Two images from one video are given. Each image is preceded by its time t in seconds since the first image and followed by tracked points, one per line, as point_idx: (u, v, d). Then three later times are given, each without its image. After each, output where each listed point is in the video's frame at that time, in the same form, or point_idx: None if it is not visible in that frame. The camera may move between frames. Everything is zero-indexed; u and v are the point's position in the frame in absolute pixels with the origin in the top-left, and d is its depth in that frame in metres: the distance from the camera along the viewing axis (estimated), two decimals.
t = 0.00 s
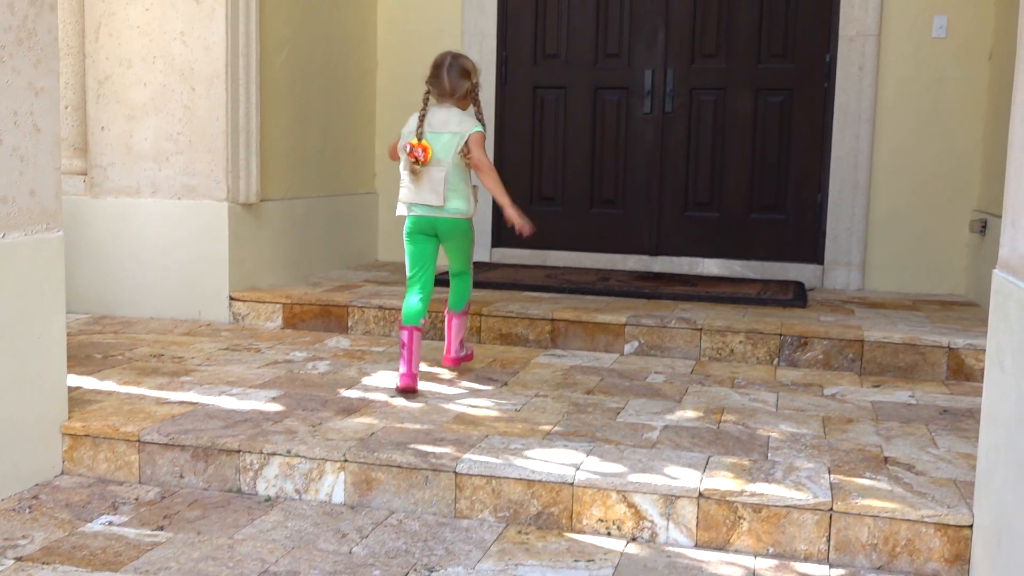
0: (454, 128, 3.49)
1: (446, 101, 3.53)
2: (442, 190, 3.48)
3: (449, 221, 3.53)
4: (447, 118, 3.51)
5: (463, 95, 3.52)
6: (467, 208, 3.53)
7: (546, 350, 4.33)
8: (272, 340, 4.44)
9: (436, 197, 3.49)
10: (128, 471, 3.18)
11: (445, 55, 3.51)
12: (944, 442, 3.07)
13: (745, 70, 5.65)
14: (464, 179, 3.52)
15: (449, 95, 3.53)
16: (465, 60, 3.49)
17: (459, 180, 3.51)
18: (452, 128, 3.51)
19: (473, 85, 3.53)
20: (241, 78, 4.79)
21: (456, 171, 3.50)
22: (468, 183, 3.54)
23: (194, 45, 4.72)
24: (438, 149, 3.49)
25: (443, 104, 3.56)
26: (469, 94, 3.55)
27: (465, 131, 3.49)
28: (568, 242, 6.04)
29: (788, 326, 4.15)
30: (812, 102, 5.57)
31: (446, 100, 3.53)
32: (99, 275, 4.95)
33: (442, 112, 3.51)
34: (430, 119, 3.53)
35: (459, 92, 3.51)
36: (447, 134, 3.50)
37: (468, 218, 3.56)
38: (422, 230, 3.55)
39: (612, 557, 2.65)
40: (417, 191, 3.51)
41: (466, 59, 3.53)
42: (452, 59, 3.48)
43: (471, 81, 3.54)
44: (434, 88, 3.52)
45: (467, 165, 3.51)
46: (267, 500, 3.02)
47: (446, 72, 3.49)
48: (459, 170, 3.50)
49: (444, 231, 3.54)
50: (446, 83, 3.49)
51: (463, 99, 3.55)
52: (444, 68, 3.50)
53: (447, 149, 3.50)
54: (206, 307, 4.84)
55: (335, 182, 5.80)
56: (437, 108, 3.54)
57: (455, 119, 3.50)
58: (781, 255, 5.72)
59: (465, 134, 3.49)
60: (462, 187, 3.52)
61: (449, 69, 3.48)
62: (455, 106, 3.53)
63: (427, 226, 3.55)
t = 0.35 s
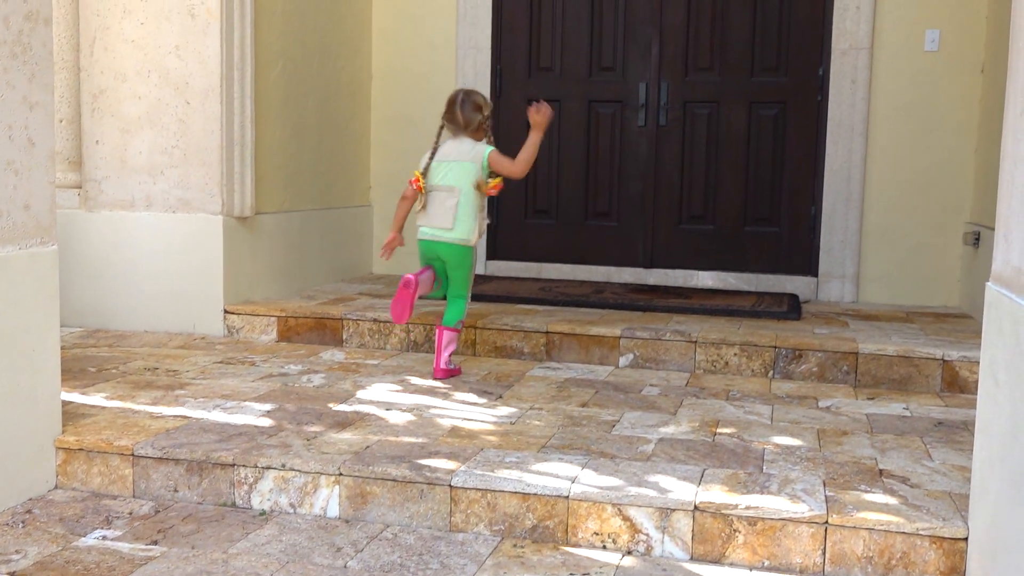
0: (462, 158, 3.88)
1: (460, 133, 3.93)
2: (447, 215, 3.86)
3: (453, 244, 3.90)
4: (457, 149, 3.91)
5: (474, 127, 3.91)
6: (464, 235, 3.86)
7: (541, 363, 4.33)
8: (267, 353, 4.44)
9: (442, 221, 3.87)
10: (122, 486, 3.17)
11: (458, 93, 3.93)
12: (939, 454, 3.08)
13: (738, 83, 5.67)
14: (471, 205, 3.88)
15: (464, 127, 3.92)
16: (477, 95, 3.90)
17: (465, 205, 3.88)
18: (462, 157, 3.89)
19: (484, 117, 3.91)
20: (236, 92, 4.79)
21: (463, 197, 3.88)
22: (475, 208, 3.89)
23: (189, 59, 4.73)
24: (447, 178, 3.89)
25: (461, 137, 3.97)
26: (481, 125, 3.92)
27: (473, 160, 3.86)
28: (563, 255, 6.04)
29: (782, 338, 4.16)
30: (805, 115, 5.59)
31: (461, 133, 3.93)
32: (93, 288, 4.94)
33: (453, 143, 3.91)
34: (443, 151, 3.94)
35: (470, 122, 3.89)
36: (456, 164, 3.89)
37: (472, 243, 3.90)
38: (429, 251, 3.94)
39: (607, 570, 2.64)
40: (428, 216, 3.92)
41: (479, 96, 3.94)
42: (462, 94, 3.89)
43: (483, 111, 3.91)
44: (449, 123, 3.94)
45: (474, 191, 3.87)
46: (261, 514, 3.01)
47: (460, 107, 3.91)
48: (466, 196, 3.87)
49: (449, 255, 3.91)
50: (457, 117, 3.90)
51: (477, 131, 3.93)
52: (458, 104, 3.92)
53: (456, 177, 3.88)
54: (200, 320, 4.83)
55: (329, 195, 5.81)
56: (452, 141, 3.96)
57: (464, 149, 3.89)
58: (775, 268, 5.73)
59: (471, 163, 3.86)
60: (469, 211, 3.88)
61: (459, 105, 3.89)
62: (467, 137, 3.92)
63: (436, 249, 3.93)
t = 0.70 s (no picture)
0: (483, 127, 4.34)
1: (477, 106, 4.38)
2: (470, 176, 4.30)
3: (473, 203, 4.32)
4: (477, 119, 4.36)
5: (487, 100, 4.36)
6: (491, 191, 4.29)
7: (539, 372, 4.33)
8: (265, 362, 4.44)
9: (465, 182, 4.30)
10: (120, 495, 3.17)
11: (472, 71, 4.37)
12: (937, 464, 3.08)
13: (736, 93, 5.69)
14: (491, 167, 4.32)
15: (478, 100, 4.37)
16: (488, 73, 4.35)
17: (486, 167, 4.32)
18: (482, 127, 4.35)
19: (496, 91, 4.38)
20: (235, 102, 4.80)
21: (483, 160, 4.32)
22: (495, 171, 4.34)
23: (188, 69, 4.74)
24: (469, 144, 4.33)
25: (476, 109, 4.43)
26: (490, 99, 4.39)
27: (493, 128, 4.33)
28: (560, 264, 6.05)
29: (781, 347, 4.16)
30: (803, 125, 5.60)
31: (476, 105, 4.39)
32: (92, 297, 4.94)
33: (472, 115, 4.36)
34: (462, 121, 4.38)
35: (483, 96, 4.35)
36: (477, 133, 4.34)
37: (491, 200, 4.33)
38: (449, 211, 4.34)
39: None
40: (452, 178, 4.32)
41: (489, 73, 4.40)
42: (477, 72, 4.33)
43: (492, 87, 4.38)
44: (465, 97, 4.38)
45: (494, 156, 4.33)
46: (260, 523, 3.01)
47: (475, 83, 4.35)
48: (487, 159, 4.31)
49: (467, 213, 4.32)
50: (474, 91, 4.34)
51: (489, 103, 4.38)
52: (469, 81, 4.37)
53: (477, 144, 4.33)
54: (199, 329, 4.83)
55: (328, 204, 5.82)
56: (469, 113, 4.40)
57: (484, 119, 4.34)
58: (773, 277, 5.73)
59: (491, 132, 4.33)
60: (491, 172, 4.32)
61: (475, 80, 4.33)
62: (483, 108, 4.38)
63: (458, 212, 4.34)
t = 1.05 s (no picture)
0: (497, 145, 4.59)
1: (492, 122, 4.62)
2: (487, 196, 4.59)
3: (493, 222, 4.62)
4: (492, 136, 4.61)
5: (501, 115, 4.60)
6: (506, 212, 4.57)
7: (540, 378, 4.34)
8: (266, 369, 4.44)
9: (482, 202, 4.59)
10: (121, 501, 3.17)
11: (486, 88, 4.61)
12: (939, 470, 3.08)
13: (737, 99, 5.70)
14: (508, 185, 4.61)
15: (493, 117, 4.61)
16: (501, 91, 4.57)
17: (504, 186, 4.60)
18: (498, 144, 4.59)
19: (510, 104, 4.61)
20: (236, 108, 4.81)
21: (501, 179, 4.59)
22: (511, 187, 4.61)
23: (190, 75, 4.75)
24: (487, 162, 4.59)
25: (492, 124, 4.67)
26: (505, 114, 4.62)
27: (507, 144, 4.57)
28: (561, 270, 6.05)
29: (782, 354, 4.16)
30: (804, 131, 5.61)
31: (491, 122, 4.63)
32: (93, 304, 4.94)
33: (489, 132, 4.61)
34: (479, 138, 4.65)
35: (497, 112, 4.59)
36: (493, 150, 4.59)
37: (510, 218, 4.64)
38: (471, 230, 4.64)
39: None
40: (470, 198, 4.62)
41: (502, 88, 4.60)
42: (491, 88, 4.57)
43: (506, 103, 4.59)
44: (480, 113, 4.63)
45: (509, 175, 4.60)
46: (261, 530, 3.01)
47: (488, 102, 4.59)
48: (504, 178, 4.59)
49: (489, 231, 4.63)
50: (489, 107, 4.59)
51: (504, 118, 4.62)
52: (483, 100, 4.62)
53: (494, 162, 4.59)
54: (200, 335, 4.83)
55: (329, 210, 5.83)
56: (486, 129, 4.65)
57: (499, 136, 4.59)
58: (774, 283, 5.74)
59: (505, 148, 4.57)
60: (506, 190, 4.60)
61: (489, 97, 4.57)
62: (498, 124, 4.62)
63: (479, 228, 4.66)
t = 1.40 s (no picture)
0: (528, 128, 4.86)
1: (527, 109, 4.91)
2: (517, 175, 4.87)
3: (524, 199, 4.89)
4: (525, 121, 4.87)
5: (536, 102, 4.88)
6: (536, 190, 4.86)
7: (543, 384, 4.34)
8: (269, 375, 4.44)
9: (513, 180, 4.87)
10: (125, 508, 3.17)
11: (524, 77, 4.91)
12: (943, 477, 3.07)
13: (739, 106, 5.70)
14: (539, 166, 4.88)
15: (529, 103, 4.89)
16: (537, 79, 4.86)
17: (534, 166, 4.88)
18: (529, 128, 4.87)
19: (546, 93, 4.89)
20: (239, 115, 4.82)
21: (531, 160, 4.87)
22: (540, 168, 4.88)
23: (193, 82, 4.76)
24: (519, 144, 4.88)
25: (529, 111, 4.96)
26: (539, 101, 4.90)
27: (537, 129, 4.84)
28: (564, 276, 6.05)
29: (785, 360, 4.16)
30: (806, 137, 5.61)
31: (527, 108, 4.92)
32: (96, 311, 4.95)
33: (523, 116, 4.89)
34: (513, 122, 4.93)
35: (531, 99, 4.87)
36: (524, 133, 4.87)
37: (541, 196, 4.90)
38: (503, 206, 4.89)
39: None
40: (503, 175, 4.91)
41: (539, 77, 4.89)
42: (528, 78, 4.87)
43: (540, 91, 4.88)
44: (518, 99, 4.92)
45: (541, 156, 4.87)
46: (264, 536, 3.01)
47: (524, 89, 4.88)
48: (534, 159, 4.86)
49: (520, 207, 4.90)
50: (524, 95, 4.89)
51: (539, 105, 4.90)
52: (520, 86, 4.91)
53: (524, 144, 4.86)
54: (203, 342, 4.84)
55: (332, 216, 5.83)
56: (521, 114, 4.93)
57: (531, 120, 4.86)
58: (777, 289, 5.74)
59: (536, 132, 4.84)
60: (536, 170, 4.87)
61: (526, 86, 4.87)
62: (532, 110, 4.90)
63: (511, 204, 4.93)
